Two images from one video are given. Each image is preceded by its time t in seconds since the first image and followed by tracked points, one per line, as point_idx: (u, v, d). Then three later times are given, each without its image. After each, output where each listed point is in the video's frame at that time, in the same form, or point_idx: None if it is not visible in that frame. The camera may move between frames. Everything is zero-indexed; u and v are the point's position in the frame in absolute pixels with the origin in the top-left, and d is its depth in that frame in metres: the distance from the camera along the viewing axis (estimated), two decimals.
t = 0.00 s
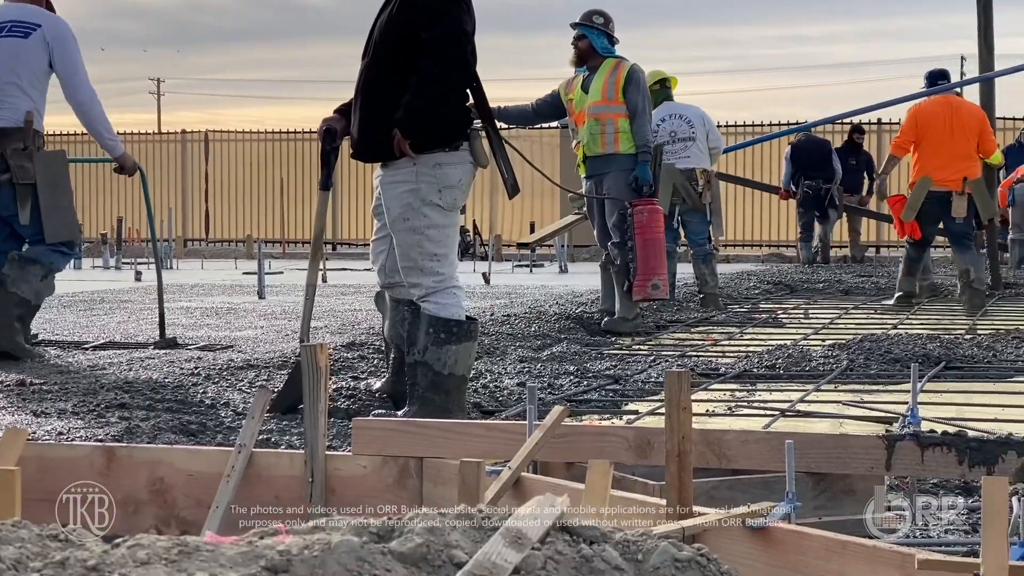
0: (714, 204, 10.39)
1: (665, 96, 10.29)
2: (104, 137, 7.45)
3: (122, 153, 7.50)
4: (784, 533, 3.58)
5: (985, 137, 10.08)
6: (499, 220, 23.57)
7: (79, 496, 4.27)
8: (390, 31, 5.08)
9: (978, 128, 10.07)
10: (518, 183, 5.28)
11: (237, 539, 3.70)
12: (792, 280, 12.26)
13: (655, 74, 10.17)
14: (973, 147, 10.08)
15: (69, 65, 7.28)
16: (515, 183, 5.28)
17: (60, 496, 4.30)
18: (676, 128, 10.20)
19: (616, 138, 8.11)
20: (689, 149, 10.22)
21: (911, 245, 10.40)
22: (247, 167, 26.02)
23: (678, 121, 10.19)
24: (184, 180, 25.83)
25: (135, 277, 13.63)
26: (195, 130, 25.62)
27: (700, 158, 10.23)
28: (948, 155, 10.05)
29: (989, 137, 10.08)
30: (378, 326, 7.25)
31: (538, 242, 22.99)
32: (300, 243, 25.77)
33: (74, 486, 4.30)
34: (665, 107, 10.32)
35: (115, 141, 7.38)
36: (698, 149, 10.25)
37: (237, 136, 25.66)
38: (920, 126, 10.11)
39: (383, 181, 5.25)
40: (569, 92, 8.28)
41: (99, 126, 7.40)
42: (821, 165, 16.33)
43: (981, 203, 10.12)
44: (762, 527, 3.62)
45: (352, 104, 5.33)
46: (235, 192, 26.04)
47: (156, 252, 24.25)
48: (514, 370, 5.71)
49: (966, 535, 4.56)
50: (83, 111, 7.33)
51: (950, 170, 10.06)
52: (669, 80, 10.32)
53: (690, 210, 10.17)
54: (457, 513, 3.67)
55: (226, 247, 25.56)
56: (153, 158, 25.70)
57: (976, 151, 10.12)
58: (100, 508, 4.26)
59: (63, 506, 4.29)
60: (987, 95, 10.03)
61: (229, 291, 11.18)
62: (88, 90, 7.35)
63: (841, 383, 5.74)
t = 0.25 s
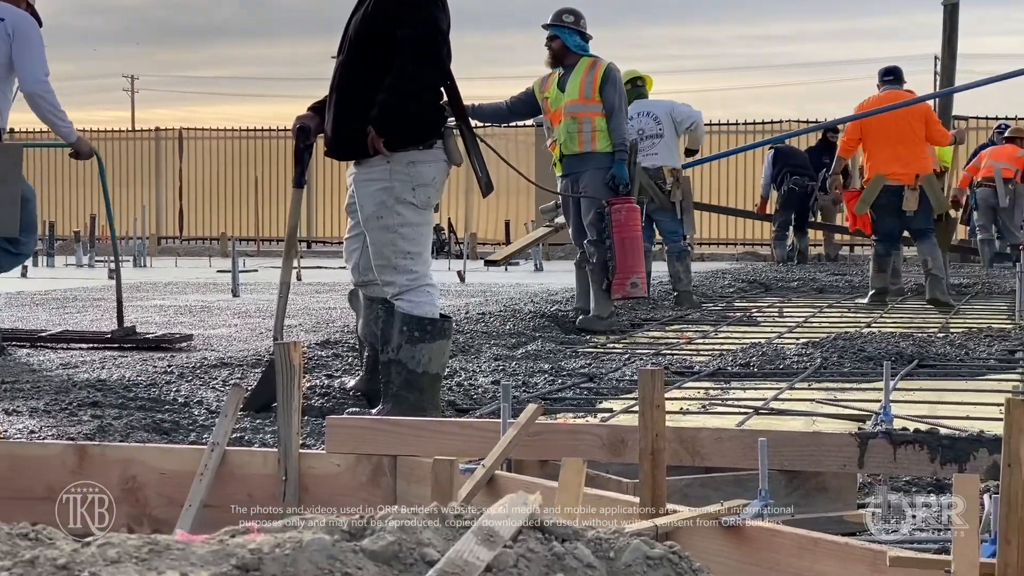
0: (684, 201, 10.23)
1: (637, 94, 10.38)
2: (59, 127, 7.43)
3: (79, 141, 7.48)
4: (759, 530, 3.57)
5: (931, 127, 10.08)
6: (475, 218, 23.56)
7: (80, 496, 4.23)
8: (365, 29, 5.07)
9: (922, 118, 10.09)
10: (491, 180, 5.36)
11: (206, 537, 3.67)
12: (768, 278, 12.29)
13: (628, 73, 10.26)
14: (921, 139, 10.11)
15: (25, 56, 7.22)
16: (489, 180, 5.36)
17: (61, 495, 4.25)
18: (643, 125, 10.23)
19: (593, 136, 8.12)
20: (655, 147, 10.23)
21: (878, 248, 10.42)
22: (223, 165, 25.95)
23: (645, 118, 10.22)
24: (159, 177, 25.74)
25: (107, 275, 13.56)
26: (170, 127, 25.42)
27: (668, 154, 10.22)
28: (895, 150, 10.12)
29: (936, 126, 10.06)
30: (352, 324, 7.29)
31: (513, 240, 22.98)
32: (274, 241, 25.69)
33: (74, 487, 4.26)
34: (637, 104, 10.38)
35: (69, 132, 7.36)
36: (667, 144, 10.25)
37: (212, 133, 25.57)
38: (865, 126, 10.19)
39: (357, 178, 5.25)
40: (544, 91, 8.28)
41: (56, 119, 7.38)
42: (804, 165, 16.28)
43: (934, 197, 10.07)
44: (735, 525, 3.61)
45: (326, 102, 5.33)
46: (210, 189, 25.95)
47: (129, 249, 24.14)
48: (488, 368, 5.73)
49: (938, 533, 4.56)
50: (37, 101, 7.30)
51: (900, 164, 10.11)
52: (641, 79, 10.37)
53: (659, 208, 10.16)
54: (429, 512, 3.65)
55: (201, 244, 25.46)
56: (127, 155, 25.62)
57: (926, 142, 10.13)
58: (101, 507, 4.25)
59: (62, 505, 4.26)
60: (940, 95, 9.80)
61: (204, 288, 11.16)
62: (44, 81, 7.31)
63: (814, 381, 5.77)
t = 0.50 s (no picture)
0: (663, 201, 10.27)
1: (615, 94, 10.36)
2: (24, 133, 7.43)
3: (44, 147, 7.49)
4: (735, 528, 3.57)
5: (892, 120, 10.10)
6: (452, 218, 23.53)
7: (80, 496, 4.23)
8: (341, 28, 5.07)
9: (882, 113, 10.13)
10: (468, 179, 5.42)
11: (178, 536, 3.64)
12: (745, 278, 12.32)
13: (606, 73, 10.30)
14: (885, 134, 10.17)
15: (3, 60, 7.15)
16: (466, 179, 5.42)
17: (60, 494, 4.25)
18: (619, 125, 10.21)
19: (572, 136, 8.13)
20: (630, 146, 10.19)
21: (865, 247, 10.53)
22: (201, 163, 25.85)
23: (621, 118, 10.19)
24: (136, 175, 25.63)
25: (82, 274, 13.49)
26: (147, 126, 25.33)
27: (642, 154, 10.17)
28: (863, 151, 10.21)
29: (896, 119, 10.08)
30: (329, 323, 7.28)
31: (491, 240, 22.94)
32: (252, 240, 25.60)
33: (73, 486, 4.25)
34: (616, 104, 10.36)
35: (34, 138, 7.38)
36: (643, 144, 10.18)
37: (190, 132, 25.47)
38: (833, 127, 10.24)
39: (334, 177, 5.25)
40: (521, 91, 8.25)
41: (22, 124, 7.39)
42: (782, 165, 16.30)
43: (904, 196, 10.18)
44: (711, 525, 3.61)
45: (303, 101, 5.33)
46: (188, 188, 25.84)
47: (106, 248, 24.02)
48: (465, 368, 5.74)
49: (914, 531, 4.58)
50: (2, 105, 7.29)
51: (866, 163, 10.21)
52: (619, 78, 10.36)
53: (636, 208, 10.24)
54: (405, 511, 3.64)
55: (178, 243, 25.36)
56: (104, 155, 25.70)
57: (891, 136, 10.17)
58: (101, 507, 4.28)
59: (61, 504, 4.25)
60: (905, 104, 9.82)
61: (180, 287, 11.13)
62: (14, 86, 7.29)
63: (791, 380, 5.79)
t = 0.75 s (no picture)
0: (645, 202, 10.25)
1: (600, 100, 10.42)
2: None
3: None
4: (709, 528, 3.58)
5: (856, 120, 10.14)
6: (427, 218, 23.49)
7: (80, 496, 4.22)
8: (316, 28, 5.09)
9: (846, 114, 10.17)
10: (442, 180, 5.44)
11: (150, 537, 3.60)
12: (719, 279, 12.35)
13: (590, 79, 10.37)
14: (851, 135, 10.22)
15: None
16: (440, 180, 5.43)
17: (59, 495, 4.23)
18: (605, 126, 10.22)
19: (547, 137, 8.15)
20: (618, 147, 10.19)
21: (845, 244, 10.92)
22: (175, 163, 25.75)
23: (606, 119, 10.21)
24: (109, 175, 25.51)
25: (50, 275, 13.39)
26: (120, 125, 25.26)
27: (628, 154, 10.19)
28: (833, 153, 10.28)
29: (859, 119, 10.11)
30: (303, 323, 7.28)
31: (465, 240, 22.92)
32: (226, 240, 25.51)
33: (73, 486, 4.24)
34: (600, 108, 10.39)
35: None
36: (629, 144, 10.21)
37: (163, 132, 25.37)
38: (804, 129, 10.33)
39: (309, 178, 5.24)
40: (496, 93, 8.23)
41: None
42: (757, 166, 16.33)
43: (875, 195, 10.21)
44: (684, 525, 3.62)
45: (276, 101, 5.33)
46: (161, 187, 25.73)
47: (79, 248, 23.88)
48: (440, 368, 5.75)
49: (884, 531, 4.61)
50: None
51: (835, 164, 10.29)
52: (604, 86, 10.45)
53: (619, 208, 10.22)
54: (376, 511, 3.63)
55: (151, 243, 25.25)
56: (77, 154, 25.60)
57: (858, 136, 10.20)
58: (100, 508, 4.25)
59: (61, 505, 4.24)
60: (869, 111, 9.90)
61: (153, 288, 11.09)
62: None
63: (764, 380, 5.82)
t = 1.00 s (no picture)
0: (628, 205, 10.26)
1: (587, 102, 10.41)
2: None
3: None
4: (684, 530, 3.58)
5: (835, 125, 10.18)
6: (404, 219, 23.47)
7: (80, 496, 4.19)
8: (293, 29, 5.10)
9: (826, 118, 10.23)
10: (420, 181, 5.44)
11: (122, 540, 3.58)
12: (696, 279, 12.39)
13: (576, 81, 10.39)
14: (831, 138, 10.27)
15: None
16: (418, 181, 5.44)
17: (60, 496, 4.21)
18: (590, 126, 10.23)
19: (525, 138, 8.15)
20: (602, 148, 10.19)
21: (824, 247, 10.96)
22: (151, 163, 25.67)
23: (591, 120, 10.23)
24: (85, 175, 25.40)
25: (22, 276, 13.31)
26: (98, 126, 25.05)
27: (613, 155, 10.20)
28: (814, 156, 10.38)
29: (837, 123, 10.17)
30: (281, 324, 7.28)
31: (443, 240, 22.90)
32: (203, 240, 25.42)
33: (74, 486, 4.22)
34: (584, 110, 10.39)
35: None
36: (613, 147, 10.22)
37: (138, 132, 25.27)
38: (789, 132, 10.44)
39: (286, 178, 5.24)
40: (475, 94, 8.24)
41: None
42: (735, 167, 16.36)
43: (850, 201, 10.25)
44: (660, 525, 3.61)
45: (253, 102, 5.32)
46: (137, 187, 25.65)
47: (56, 248, 23.77)
48: (417, 369, 5.76)
49: (860, 531, 4.63)
50: None
51: (815, 166, 10.37)
52: (591, 88, 10.44)
53: (604, 209, 10.21)
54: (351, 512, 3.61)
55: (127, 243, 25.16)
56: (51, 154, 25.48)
57: (838, 140, 10.25)
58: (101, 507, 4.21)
59: (62, 506, 4.21)
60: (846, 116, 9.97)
61: (131, 288, 11.07)
62: None
63: (742, 381, 5.84)
